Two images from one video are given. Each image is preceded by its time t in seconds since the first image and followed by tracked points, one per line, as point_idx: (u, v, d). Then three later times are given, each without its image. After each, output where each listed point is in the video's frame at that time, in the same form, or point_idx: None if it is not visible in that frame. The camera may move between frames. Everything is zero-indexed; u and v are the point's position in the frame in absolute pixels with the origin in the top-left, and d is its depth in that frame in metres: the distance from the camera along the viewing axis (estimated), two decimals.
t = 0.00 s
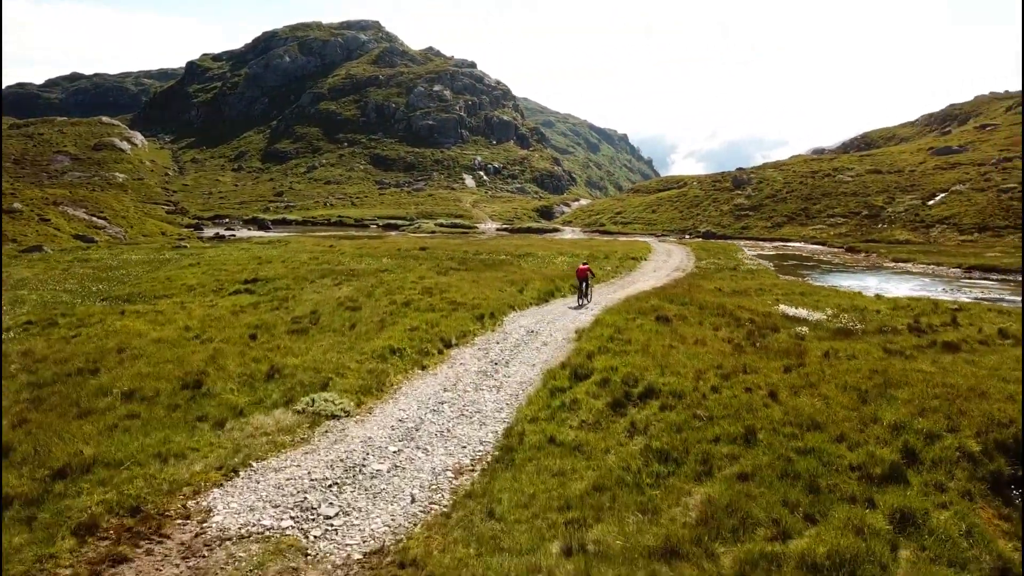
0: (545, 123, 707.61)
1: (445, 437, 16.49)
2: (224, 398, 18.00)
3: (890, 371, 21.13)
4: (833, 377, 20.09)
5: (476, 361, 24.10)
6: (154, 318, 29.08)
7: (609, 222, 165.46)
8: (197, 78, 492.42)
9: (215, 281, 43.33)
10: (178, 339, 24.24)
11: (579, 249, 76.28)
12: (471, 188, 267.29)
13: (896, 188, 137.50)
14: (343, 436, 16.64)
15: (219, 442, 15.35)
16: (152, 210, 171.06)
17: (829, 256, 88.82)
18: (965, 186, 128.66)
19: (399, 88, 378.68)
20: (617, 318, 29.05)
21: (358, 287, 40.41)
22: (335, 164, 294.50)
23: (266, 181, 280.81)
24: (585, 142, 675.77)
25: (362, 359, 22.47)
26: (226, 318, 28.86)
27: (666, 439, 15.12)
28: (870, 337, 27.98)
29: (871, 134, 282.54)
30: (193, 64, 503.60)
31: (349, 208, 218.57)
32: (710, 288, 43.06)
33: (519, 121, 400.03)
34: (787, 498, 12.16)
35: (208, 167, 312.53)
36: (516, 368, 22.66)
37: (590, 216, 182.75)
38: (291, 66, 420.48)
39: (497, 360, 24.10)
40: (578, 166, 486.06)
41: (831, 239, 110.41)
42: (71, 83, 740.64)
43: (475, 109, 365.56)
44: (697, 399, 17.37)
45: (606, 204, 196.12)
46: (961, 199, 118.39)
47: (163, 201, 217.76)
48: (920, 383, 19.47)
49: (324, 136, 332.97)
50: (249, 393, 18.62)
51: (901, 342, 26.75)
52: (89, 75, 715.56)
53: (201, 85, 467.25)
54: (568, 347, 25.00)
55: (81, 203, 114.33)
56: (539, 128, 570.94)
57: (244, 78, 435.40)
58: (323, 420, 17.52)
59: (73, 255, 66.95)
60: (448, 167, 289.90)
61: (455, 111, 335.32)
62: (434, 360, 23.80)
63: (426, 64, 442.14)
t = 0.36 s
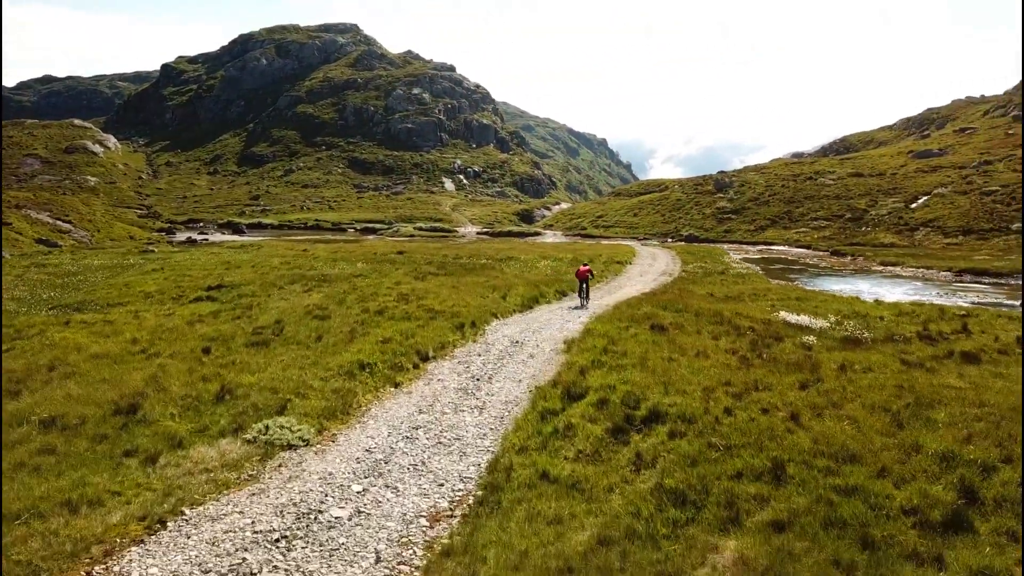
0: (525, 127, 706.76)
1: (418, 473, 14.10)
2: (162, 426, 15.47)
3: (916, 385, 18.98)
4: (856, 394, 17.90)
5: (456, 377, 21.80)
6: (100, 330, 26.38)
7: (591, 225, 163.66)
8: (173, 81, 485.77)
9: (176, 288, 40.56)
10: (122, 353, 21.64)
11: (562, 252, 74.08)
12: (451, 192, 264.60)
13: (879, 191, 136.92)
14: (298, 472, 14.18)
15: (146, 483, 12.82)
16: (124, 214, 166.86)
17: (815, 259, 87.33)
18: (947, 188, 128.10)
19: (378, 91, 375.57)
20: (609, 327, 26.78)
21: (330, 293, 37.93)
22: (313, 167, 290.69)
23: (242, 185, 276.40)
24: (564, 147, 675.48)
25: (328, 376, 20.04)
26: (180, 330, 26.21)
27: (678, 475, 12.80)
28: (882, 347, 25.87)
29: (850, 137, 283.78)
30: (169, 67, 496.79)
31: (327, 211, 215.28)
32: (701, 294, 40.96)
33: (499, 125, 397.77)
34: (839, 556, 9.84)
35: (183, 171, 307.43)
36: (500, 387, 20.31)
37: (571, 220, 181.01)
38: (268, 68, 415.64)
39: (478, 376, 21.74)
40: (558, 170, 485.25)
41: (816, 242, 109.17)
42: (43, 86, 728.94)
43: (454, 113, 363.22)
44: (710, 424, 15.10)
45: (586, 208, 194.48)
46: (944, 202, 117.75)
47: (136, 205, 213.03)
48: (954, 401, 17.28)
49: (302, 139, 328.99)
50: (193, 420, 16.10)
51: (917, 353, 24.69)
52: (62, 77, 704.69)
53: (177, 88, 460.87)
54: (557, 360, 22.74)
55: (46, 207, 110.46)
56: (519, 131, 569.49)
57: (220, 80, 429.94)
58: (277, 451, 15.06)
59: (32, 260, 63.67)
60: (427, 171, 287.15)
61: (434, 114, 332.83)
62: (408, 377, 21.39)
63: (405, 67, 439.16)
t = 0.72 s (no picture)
0: (502, 131, 704.73)
1: (377, 538, 11.27)
2: (61, 476, 12.47)
3: (962, 412, 16.41)
4: (895, 425, 15.34)
5: (429, 402, 19.02)
6: (26, 347, 23.26)
7: (570, 229, 161.38)
8: (144, 82, 477.19)
9: (127, 297, 37.32)
10: (37, 378, 18.55)
11: (543, 257, 71.38)
12: (428, 195, 261.45)
13: (859, 194, 136.02)
14: (228, 538, 11.29)
15: (21, 562, 9.85)
16: (89, 218, 161.87)
17: (800, 264, 85.45)
18: (928, 192, 127.31)
19: (354, 93, 371.32)
20: (600, 341, 24.15)
21: (294, 302, 34.92)
22: (287, 170, 285.97)
23: (214, 188, 271.16)
24: (542, 151, 674.60)
25: (277, 405, 17.11)
26: (114, 347, 23.11)
27: (707, 543, 10.10)
28: (901, 362, 23.37)
29: (826, 141, 284.63)
30: (140, 69, 488.38)
31: (301, 215, 211.00)
32: (692, 302, 38.51)
33: (476, 128, 395.29)
34: None
35: (153, 174, 301.16)
36: (480, 417, 17.57)
37: (550, 224, 178.71)
38: (241, 70, 409.37)
39: (453, 402, 19.02)
40: (536, 174, 483.95)
41: (799, 246, 107.48)
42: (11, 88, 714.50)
43: (431, 116, 360.08)
44: (736, 469, 12.39)
45: (565, 211, 192.23)
46: (926, 207, 116.70)
47: (104, 208, 207.56)
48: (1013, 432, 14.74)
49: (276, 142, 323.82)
50: (103, 466, 13.11)
51: (942, 370, 22.22)
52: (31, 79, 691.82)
53: (147, 90, 452.90)
54: (545, 382, 20.08)
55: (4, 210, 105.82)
56: (497, 135, 566.92)
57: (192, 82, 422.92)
58: (203, 507, 12.15)
59: None
60: (404, 174, 283.76)
61: (410, 117, 329.51)
62: (374, 404, 18.56)
63: (381, 70, 435.10)
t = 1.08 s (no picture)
0: (482, 134, 701.98)
1: None
2: None
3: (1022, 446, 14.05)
4: (951, 465, 12.94)
5: (399, 435, 16.36)
6: None
7: (551, 232, 159.14)
8: (118, 83, 469.25)
9: (74, 306, 34.28)
10: None
11: (525, 261, 68.90)
12: (407, 198, 258.27)
13: (843, 197, 134.90)
14: None
15: None
16: (58, 221, 157.13)
17: (787, 267, 83.57)
18: (911, 194, 126.39)
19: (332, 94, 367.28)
20: (593, 358, 21.67)
21: (257, 312, 32.10)
22: (263, 172, 281.60)
23: (189, 190, 266.17)
24: (522, 155, 672.97)
25: (217, 442, 14.41)
26: (41, 367, 20.23)
27: None
28: (927, 380, 21.04)
29: (806, 144, 284.82)
30: (114, 70, 480.32)
31: (277, 218, 207.00)
32: (685, 310, 36.14)
33: (456, 131, 392.52)
34: None
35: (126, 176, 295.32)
36: (459, 454, 15.00)
37: (531, 226, 176.42)
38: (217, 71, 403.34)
39: (427, 434, 16.44)
40: (516, 177, 482.05)
41: (784, 249, 105.82)
42: None
43: (410, 117, 356.86)
44: (779, 534, 9.87)
45: (546, 214, 189.99)
46: (911, 210, 115.53)
47: (74, 211, 202.40)
48: None
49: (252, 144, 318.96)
50: None
51: (975, 389, 19.88)
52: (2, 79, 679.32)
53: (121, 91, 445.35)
54: (534, 409, 17.58)
55: None
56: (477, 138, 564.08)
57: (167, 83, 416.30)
58: None
59: None
60: (383, 176, 280.37)
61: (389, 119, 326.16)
62: (335, 437, 15.93)
63: (360, 71, 430.90)
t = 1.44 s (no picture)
0: (463, 135, 698.78)
1: None
2: None
3: None
4: None
5: (362, 483, 13.52)
6: None
7: (533, 234, 156.64)
8: (92, 83, 460.66)
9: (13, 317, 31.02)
10: None
11: (508, 265, 66.16)
12: (387, 200, 254.82)
13: (828, 199, 133.43)
14: None
15: None
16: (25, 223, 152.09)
17: (775, 271, 81.41)
18: (897, 196, 125.08)
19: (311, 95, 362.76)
20: (591, 379, 19.00)
21: (215, 324, 29.10)
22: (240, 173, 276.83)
23: (164, 192, 260.79)
24: (503, 157, 670.48)
25: (131, 502, 11.53)
26: None
27: None
28: (967, 405, 18.56)
29: (787, 146, 284.58)
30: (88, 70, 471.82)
31: (255, 220, 202.75)
32: (682, 319, 33.57)
33: (436, 133, 389.30)
34: None
35: (100, 177, 289.09)
36: (435, 511, 12.21)
37: (513, 229, 173.81)
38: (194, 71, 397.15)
39: (397, 481, 13.61)
40: (497, 179, 479.41)
41: (771, 252, 103.85)
42: None
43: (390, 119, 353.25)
44: None
45: (528, 216, 187.46)
46: (897, 212, 114.07)
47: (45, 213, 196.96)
48: None
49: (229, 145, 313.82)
50: None
51: None
52: None
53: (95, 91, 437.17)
54: (525, 448, 14.85)
55: None
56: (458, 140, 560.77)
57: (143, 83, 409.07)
58: None
59: None
60: (362, 178, 276.59)
61: (369, 120, 322.56)
62: (285, 489, 13.08)
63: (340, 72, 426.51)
